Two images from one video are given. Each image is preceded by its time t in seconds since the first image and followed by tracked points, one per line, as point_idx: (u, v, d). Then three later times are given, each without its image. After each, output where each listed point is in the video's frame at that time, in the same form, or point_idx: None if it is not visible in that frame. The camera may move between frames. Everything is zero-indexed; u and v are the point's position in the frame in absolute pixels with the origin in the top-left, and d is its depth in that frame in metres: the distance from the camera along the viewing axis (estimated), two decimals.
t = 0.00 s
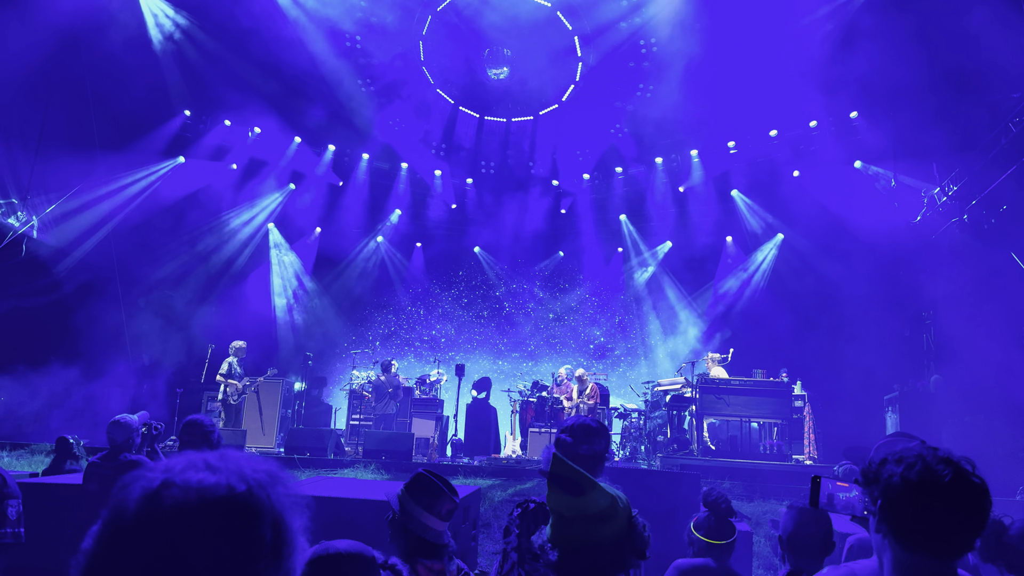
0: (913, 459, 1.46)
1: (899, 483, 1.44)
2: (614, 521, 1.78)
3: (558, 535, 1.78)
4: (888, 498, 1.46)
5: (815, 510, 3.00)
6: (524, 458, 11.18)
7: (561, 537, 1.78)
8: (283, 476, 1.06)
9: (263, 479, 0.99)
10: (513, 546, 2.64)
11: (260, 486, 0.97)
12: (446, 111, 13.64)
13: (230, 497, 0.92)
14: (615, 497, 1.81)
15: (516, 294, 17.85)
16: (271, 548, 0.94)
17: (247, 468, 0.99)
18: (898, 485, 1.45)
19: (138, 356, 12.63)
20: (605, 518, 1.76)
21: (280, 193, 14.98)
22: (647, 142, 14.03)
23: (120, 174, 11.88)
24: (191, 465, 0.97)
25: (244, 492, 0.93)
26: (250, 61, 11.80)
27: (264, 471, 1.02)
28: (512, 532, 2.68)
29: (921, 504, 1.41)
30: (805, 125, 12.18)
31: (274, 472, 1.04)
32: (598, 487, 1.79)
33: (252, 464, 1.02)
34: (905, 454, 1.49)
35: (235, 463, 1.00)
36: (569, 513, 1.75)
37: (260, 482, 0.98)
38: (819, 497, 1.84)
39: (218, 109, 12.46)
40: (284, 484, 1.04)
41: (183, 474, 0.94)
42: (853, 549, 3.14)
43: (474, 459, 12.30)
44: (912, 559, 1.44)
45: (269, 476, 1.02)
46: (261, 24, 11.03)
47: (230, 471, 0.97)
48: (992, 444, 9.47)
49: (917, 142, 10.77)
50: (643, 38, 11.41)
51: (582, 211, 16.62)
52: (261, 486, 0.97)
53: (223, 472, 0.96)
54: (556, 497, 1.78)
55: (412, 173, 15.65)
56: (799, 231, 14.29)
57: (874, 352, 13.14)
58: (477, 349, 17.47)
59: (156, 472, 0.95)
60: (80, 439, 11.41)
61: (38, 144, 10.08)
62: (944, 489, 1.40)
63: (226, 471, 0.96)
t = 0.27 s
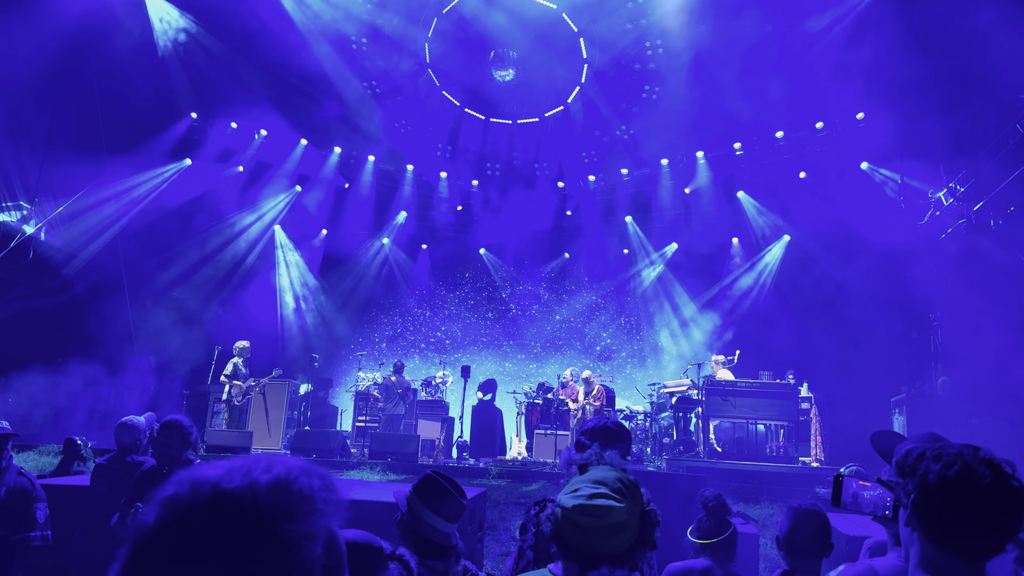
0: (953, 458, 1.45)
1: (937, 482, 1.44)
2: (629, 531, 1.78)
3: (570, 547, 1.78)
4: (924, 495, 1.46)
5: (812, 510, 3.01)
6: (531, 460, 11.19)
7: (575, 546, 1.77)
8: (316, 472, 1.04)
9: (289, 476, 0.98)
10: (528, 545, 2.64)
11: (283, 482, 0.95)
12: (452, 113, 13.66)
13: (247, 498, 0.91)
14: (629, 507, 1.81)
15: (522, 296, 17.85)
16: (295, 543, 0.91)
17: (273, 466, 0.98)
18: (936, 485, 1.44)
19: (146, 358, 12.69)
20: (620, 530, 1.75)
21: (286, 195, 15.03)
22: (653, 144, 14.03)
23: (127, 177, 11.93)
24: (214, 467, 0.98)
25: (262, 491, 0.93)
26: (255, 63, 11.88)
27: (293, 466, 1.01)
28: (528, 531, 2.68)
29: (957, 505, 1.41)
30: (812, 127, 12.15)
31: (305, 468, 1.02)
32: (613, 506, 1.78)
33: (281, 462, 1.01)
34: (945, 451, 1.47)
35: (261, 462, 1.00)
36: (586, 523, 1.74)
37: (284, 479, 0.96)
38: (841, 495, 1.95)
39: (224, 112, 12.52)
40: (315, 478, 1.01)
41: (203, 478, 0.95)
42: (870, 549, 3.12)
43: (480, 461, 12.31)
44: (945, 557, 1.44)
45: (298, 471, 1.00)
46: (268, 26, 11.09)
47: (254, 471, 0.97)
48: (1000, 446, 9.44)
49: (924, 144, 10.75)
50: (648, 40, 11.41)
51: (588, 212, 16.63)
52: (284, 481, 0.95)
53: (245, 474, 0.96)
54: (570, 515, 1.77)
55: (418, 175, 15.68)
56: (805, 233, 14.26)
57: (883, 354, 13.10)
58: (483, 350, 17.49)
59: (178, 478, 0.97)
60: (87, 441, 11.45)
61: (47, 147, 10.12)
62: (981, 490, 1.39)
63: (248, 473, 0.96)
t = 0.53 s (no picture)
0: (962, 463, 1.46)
1: (942, 485, 1.46)
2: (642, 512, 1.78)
3: (583, 523, 1.79)
4: (931, 498, 1.48)
5: (812, 514, 3.01)
6: (539, 464, 11.17)
7: (589, 526, 1.78)
8: (337, 474, 0.96)
9: (302, 476, 0.92)
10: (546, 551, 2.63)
11: (293, 481, 0.91)
12: (460, 116, 13.68)
13: (255, 498, 0.88)
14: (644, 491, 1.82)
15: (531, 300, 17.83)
16: (294, 543, 0.85)
17: (292, 469, 0.94)
18: (943, 488, 1.46)
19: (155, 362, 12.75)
20: (634, 508, 1.76)
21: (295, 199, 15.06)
22: (661, 146, 14.01)
23: (137, 181, 11.99)
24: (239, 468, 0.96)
25: (272, 490, 0.89)
26: (261, 64, 11.97)
27: (312, 468, 0.95)
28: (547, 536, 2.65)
29: (962, 506, 1.42)
30: (821, 130, 12.10)
31: (325, 470, 0.95)
32: (629, 480, 1.81)
33: (303, 465, 0.96)
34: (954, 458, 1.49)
35: (283, 464, 0.95)
36: (598, 499, 1.76)
37: (295, 479, 0.91)
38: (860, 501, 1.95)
39: (233, 116, 12.58)
40: (331, 478, 0.94)
41: (222, 478, 0.93)
42: (881, 558, 3.11)
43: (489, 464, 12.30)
44: (950, 561, 1.44)
45: (315, 473, 0.93)
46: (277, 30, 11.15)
47: (271, 473, 0.93)
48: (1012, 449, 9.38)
49: (934, 146, 10.71)
50: (656, 42, 11.41)
51: (596, 215, 16.62)
52: (294, 481, 0.91)
53: (265, 476, 0.93)
54: (586, 486, 1.79)
55: (427, 179, 15.71)
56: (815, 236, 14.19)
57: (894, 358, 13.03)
58: (491, 353, 17.48)
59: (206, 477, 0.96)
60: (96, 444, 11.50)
61: (57, 151, 10.15)
62: (986, 494, 1.40)
63: (268, 474, 0.93)
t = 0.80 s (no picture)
0: (946, 465, 1.46)
1: (924, 485, 1.47)
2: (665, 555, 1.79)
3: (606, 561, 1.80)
4: (913, 499, 1.48)
5: (823, 519, 2.98)
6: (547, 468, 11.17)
7: (610, 564, 1.79)
8: (349, 482, 0.97)
9: (313, 484, 0.92)
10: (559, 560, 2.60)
11: (303, 489, 0.90)
12: (468, 120, 13.72)
13: (265, 507, 0.87)
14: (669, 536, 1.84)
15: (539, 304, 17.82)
16: (302, 552, 0.85)
17: (302, 477, 0.94)
18: (926, 488, 1.46)
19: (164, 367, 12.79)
20: (658, 552, 1.77)
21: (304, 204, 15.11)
22: (669, 150, 14.01)
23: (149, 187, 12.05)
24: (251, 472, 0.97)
25: (282, 497, 0.88)
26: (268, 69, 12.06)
27: (322, 477, 0.95)
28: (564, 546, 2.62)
29: (943, 507, 1.42)
30: (830, 133, 12.08)
31: (336, 477, 0.95)
32: (657, 527, 1.82)
33: (314, 474, 0.96)
34: (941, 457, 1.49)
35: (293, 473, 0.96)
36: (625, 540, 1.77)
37: (306, 486, 0.90)
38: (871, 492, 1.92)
39: (242, 122, 12.67)
40: (342, 487, 0.94)
41: (236, 485, 0.93)
42: (885, 562, 3.10)
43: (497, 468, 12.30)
44: (934, 561, 1.44)
45: (327, 481, 0.94)
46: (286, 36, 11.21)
47: (282, 480, 0.93)
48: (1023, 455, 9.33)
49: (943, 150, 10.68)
50: (664, 47, 11.42)
51: (604, 219, 16.62)
52: (305, 488, 0.90)
53: (275, 483, 0.92)
54: (617, 529, 1.80)
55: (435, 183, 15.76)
56: (824, 239, 14.15)
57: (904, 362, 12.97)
58: (499, 357, 17.49)
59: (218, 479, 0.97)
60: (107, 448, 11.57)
61: (68, 157, 10.14)
62: (968, 496, 1.40)
63: (278, 481, 0.92)
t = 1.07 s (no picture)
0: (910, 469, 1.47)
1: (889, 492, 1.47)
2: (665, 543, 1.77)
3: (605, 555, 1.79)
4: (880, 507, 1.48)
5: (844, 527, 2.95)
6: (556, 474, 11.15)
7: (608, 556, 1.78)
8: (346, 483, 1.00)
9: (311, 487, 0.95)
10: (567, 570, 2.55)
11: (302, 493, 0.93)
12: (476, 126, 13.75)
13: (267, 515, 0.90)
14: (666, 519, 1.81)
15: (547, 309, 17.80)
16: (307, 553, 0.88)
17: (299, 481, 0.97)
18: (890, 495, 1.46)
19: (175, 372, 12.85)
20: (657, 541, 1.76)
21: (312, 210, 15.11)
22: (677, 155, 14.00)
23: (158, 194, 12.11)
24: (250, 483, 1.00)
25: (282, 504, 0.91)
26: (278, 75, 12.15)
27: (318, 480, 0.98)
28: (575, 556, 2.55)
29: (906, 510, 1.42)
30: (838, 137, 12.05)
31: (333, 479, 0.98)
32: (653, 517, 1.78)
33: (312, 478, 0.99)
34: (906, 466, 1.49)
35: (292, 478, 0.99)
36: (622, 533, 1.75)
37: (303, 490, 0.94)
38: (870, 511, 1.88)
39: (251, 128, 12.76)
40: (339, 487, 0.97)
41: (237, 495, 0.96)
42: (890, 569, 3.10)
43: (506, 474, 12.29)
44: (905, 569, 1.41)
45: (323, 483, 0.97)
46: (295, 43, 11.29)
47: (281, 486, 0.96)
48: None
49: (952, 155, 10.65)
50: (672, 52, 11.42)
51: (612, 223, 16.62)
52: (304, 493, 0.93)
53: (275, 489, 0.96)
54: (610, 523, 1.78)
55: (443, 189, 15.81)
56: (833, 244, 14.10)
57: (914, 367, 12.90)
58: (507, 363, 17.51)
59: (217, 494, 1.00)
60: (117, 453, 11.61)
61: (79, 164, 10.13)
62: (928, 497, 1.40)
63: (276, 488, 0.96)
